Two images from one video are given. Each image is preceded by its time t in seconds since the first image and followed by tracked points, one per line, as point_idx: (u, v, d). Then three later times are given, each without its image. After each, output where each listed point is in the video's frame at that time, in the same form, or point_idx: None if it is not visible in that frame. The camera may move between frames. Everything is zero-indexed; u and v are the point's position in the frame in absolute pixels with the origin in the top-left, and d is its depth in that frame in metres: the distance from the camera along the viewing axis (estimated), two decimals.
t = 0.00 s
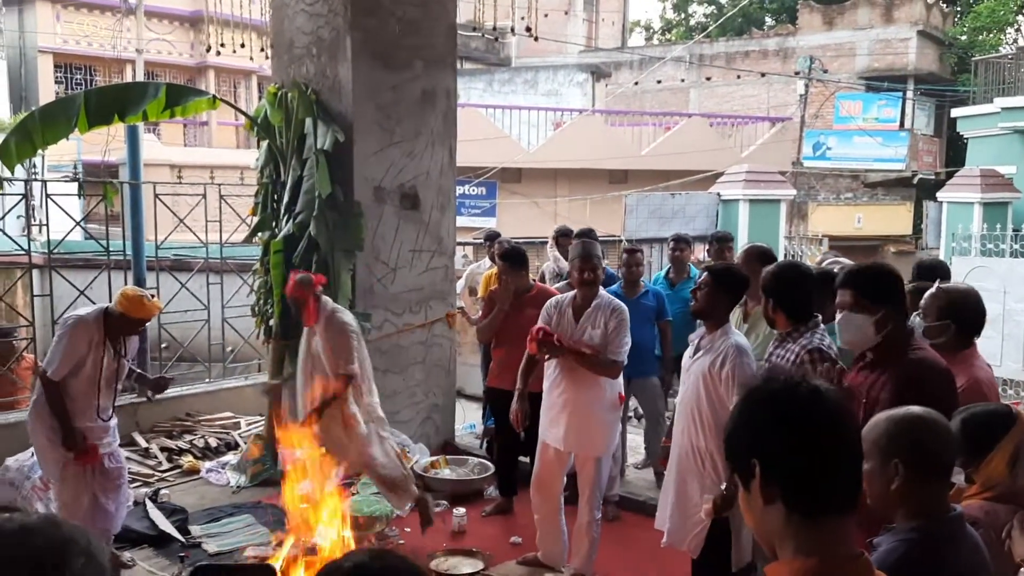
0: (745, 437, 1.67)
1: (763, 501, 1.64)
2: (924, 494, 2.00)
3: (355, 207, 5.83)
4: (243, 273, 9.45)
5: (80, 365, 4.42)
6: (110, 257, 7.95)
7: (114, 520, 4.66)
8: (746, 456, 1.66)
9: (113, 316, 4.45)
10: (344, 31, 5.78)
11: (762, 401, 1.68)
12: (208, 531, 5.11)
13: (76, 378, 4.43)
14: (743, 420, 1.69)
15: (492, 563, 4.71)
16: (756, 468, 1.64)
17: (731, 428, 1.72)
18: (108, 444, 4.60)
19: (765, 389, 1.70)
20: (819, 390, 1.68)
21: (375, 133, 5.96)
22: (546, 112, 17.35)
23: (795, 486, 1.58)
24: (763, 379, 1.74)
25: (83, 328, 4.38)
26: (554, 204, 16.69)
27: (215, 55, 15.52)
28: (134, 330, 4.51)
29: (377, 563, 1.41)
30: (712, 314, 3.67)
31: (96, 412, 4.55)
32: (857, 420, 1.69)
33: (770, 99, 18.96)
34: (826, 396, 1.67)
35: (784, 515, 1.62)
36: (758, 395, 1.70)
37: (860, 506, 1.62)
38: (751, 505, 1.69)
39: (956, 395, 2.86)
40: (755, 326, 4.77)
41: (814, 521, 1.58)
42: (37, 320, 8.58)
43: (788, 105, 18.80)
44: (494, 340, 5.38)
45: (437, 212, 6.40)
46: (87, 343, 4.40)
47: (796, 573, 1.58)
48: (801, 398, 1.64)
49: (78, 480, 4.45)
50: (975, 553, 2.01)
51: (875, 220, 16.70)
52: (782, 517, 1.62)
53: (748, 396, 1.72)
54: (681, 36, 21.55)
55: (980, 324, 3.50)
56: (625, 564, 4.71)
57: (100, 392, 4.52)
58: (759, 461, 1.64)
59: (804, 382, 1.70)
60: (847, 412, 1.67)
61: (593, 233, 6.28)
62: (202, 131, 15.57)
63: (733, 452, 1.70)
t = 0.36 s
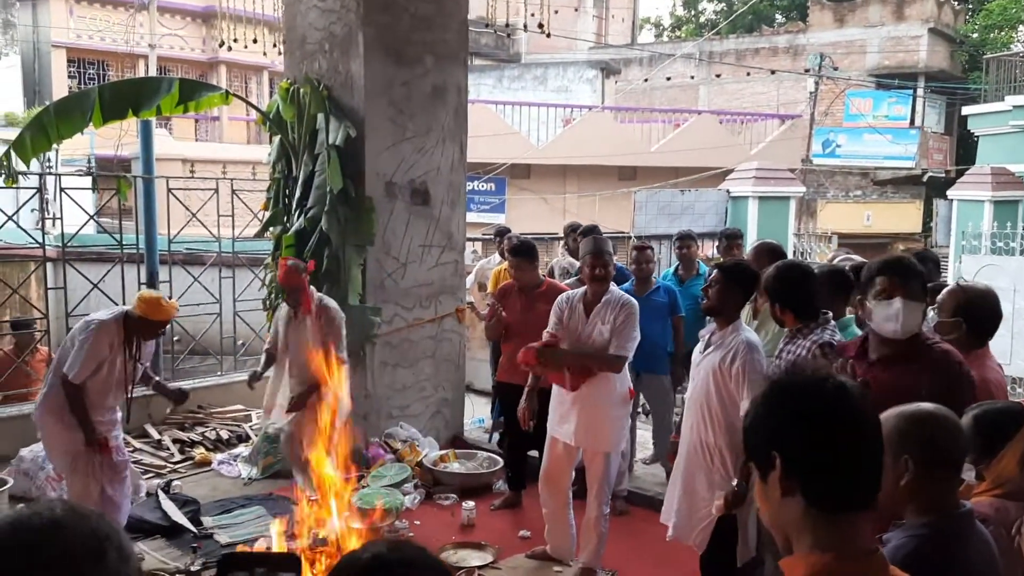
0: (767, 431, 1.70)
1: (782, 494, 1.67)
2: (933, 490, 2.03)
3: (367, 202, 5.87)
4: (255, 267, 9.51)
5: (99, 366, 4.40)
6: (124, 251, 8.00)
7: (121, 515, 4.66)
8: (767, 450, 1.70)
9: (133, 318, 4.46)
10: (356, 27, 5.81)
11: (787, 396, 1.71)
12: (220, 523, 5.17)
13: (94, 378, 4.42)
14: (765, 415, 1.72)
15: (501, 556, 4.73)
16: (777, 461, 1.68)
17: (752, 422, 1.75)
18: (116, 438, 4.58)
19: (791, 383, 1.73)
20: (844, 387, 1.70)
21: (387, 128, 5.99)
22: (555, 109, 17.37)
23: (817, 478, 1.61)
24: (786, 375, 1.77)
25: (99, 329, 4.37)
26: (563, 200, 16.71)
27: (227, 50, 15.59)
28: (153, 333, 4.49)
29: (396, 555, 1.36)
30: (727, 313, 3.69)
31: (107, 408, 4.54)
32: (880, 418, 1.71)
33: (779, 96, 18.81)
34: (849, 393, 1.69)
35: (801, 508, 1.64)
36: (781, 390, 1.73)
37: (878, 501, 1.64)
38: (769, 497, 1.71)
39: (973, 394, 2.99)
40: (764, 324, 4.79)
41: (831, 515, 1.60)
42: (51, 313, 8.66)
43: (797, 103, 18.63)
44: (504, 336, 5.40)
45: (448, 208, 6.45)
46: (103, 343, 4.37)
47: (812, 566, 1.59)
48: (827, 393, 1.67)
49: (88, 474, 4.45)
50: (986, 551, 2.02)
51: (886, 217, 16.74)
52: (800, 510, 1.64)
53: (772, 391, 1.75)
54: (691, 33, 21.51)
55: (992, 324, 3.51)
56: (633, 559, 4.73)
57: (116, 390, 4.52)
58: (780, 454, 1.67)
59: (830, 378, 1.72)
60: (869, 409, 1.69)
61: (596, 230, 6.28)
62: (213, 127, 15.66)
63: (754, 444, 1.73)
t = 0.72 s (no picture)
0: (791, 423, 1.68)
1: (802, 488, 1.66)
2: (948, 486, 2.02)
3: (380, 195, 5.87)
4: (267, 261, 9.52)
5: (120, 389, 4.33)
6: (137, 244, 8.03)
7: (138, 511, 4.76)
8: (790, 442, 1.68)
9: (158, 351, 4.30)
10: (370, 20, 5.80)
11: (813, 389, 1.68)
12: (232, 516, 5.20)
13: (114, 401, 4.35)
14: (790, 408, 1.70)
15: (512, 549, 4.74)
16: (799, 454, 1.66)
17: (776, 414, 1.73)
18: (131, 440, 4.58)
19: (817, 376, 1.70)
20: (872, 383, 1.67)
21: (400, 122, 5.99)
22: (567, 103, 17.31)
23: (839, 474, 1.59)
24: (812, 367, 1.74)
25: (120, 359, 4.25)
26: (575, 196, 16.71)
27: (238, 44, 15.61)
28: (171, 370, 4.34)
29: (414, 546, 1.35)
30: (743, 308, 3.66)
31: (123, 417, 4.50)
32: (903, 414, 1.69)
33: (792, 91, 18.68)
34: (876, 388, 1.67)
35: (821, 503, 1.63)
36: (807, 382, 1.70)
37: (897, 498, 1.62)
38: (789, 491, 1.70)
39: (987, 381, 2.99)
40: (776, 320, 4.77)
41: (851, 510, 1.59)
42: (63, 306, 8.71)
43: (810, 99, 18.51)
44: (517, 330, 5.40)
45: (460, 202, 6.46)
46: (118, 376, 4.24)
47: (829, 563, 1.59)
48: (855, 388, 1.65)
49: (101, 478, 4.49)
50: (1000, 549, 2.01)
51: (899, 214, 16.44)
52: (821, 505, 1.63)
53: (797, 383, 1.73)
54: (704, 27, 21.37)
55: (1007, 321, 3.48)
56: (643, 554, 4.72)
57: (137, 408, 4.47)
58: (803, 447, 1.65)
59: (856, 373, 1.70)
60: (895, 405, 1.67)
61: (600, 230, 6.36)
62: (225, 120, 15.68)
63: (776, 437, 1.72)
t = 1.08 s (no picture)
0: (803, 420, 1.67)
1: (818, 484, 1.64)
2: (963, 482, 2.01)
3: (393, 188, 5.86)
4: (279, 254, 9.54)
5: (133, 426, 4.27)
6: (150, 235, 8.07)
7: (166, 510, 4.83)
8: (803, 440, 1.67)
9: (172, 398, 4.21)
10: (382, 13, 5.79)
11: (825, 384, 1.67)
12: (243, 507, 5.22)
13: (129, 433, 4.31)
14: (803, 405, 1.69)
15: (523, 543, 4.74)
16: (813, 451, 1.65)
17: (791, 410, 1.71)
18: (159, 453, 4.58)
19: (829, 371, 1.69)
20: (884, 376, 1.66)
21: (412, 115, 5.99)
22: (579, 97, 17.27)
23: (854, 469, 1.57)
24: (825, 363, 1.73)
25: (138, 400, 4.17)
26: (586, 190, 16.61)
27: (250, 36, 15.63)
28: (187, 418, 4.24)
29: (437, 536, 1.35)
30: (753, 304, 3.65)
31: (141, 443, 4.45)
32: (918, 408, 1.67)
33: (805, 86, 18.57)
34: (889, 382, 1.65)
35: (838, 498, 1.61)
36: (819, 378, 1.69)
37: (915, 491, 1.60)
38: (805, 488, 1.68)
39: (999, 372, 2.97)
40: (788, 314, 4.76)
41: (866, 505, 1.57)
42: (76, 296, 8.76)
43: (823, 94, 18.41)
44: (535, 323, 5.41)
45: (471, 195, 6.46)
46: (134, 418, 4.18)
47: (847, 559, 1.56)
48: (866, 382, 1.63)
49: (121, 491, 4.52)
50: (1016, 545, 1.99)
51: (911, 210, 16.27)
52: (837, 501, 1.61)
53: (810, 379, 1.72)
54: (716, 22, 21.25)
55: None
56: (653, 548, 4.71)
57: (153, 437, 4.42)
58: (817, 444, 1.64)
59: (869, 367, 1.69)
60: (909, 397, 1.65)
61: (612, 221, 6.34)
62: (237, 113, 15.71)
63: (789, 433, 1.70)
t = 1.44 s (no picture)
0: (803, 411, 1.65)
1: (816, 475, 1.62)
2: (956, 478, 1.96)
3: (398, 180, 5.85)
4: (285, 246, 9.54)
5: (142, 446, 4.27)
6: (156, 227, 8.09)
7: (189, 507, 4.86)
8: (801, 432, 1.64)
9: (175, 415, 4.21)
10: (389, 5, 5.78)
11: (824, 376, 1.66)
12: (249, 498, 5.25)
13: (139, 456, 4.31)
14: (804, 395, 1.67)
15: (526, 535, 4.73)
16: (812, 443, 1.62)
17: (791, 401, 1.70)
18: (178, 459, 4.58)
19: (828, 363, 1.68)
20: (883, 368, 1.65)
21: (418, 107, 5.98)
22: (587, 91, 17.23)
23: (853, 460, 1.55)
24: (824, 356, 1.72)
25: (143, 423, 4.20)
26: (593, 184, 16.65)
27: (258, 28, 15.62)
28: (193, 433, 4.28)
29: (444, 526, 1.34)
30: (756, 298, 3.65)
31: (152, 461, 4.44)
32: (915, 400, 1.65)
33: (814, 80, 18.43)
34: (888, 375, 1.64)
35: (836, 490, 1.58)
36: (819, 370, 1.68)
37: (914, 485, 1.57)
38: (803, 478, 1.66)
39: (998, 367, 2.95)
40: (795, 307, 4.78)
41: (863, 496, 1.54)
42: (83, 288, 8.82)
43: (832, 88, 18.28)
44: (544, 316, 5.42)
45: (478, 188, 6.45)
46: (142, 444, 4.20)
47: (844, 549, 1.53)
48: (865, 374, 1.62)
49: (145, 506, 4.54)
50: (1015, 538, 1.96)
51: (921, 205, 16.05)
52: (834, 493, 1.59)
53: (809, 371, 1.70)
54: (726, 15, 21.13)
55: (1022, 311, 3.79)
56: (657, 541, 4.71)
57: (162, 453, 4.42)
58: (815, 436, 1.62)
59: (867, 359, 1.68)
60: (909, 390, 1.63)
61: (619, 215, 6.35)
62: (245, 105, 15.73)
63: (787, 425, 1.69)
